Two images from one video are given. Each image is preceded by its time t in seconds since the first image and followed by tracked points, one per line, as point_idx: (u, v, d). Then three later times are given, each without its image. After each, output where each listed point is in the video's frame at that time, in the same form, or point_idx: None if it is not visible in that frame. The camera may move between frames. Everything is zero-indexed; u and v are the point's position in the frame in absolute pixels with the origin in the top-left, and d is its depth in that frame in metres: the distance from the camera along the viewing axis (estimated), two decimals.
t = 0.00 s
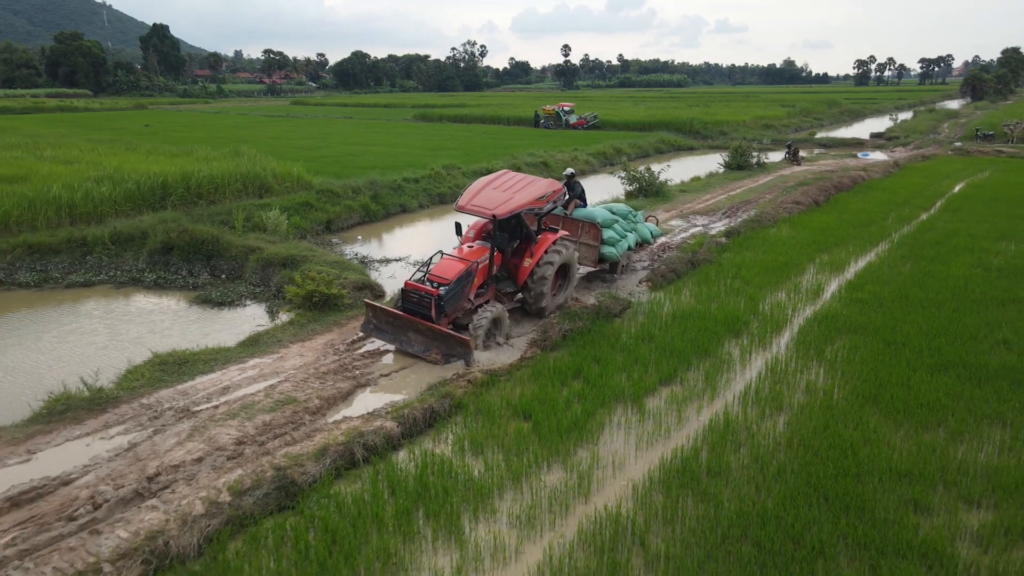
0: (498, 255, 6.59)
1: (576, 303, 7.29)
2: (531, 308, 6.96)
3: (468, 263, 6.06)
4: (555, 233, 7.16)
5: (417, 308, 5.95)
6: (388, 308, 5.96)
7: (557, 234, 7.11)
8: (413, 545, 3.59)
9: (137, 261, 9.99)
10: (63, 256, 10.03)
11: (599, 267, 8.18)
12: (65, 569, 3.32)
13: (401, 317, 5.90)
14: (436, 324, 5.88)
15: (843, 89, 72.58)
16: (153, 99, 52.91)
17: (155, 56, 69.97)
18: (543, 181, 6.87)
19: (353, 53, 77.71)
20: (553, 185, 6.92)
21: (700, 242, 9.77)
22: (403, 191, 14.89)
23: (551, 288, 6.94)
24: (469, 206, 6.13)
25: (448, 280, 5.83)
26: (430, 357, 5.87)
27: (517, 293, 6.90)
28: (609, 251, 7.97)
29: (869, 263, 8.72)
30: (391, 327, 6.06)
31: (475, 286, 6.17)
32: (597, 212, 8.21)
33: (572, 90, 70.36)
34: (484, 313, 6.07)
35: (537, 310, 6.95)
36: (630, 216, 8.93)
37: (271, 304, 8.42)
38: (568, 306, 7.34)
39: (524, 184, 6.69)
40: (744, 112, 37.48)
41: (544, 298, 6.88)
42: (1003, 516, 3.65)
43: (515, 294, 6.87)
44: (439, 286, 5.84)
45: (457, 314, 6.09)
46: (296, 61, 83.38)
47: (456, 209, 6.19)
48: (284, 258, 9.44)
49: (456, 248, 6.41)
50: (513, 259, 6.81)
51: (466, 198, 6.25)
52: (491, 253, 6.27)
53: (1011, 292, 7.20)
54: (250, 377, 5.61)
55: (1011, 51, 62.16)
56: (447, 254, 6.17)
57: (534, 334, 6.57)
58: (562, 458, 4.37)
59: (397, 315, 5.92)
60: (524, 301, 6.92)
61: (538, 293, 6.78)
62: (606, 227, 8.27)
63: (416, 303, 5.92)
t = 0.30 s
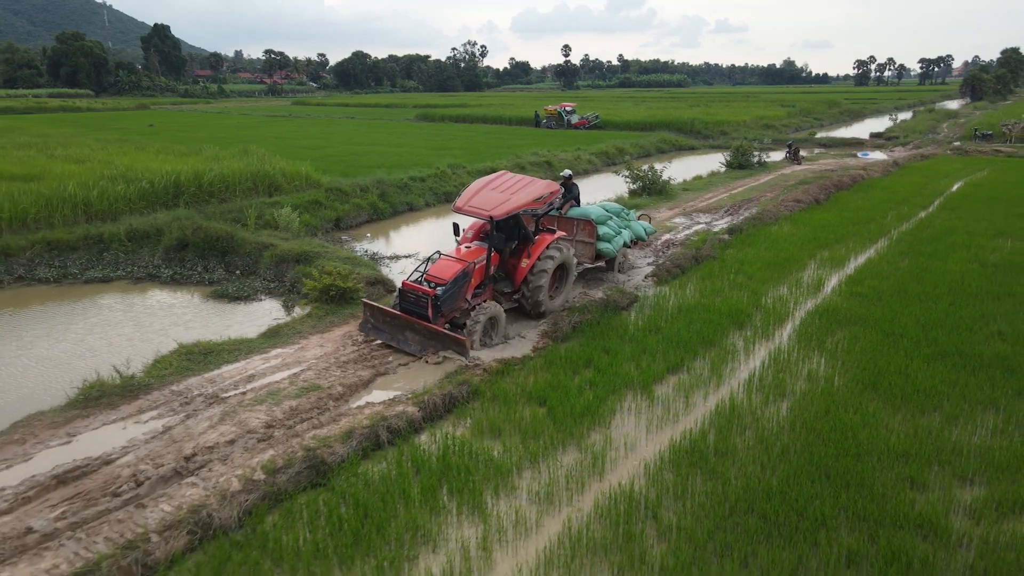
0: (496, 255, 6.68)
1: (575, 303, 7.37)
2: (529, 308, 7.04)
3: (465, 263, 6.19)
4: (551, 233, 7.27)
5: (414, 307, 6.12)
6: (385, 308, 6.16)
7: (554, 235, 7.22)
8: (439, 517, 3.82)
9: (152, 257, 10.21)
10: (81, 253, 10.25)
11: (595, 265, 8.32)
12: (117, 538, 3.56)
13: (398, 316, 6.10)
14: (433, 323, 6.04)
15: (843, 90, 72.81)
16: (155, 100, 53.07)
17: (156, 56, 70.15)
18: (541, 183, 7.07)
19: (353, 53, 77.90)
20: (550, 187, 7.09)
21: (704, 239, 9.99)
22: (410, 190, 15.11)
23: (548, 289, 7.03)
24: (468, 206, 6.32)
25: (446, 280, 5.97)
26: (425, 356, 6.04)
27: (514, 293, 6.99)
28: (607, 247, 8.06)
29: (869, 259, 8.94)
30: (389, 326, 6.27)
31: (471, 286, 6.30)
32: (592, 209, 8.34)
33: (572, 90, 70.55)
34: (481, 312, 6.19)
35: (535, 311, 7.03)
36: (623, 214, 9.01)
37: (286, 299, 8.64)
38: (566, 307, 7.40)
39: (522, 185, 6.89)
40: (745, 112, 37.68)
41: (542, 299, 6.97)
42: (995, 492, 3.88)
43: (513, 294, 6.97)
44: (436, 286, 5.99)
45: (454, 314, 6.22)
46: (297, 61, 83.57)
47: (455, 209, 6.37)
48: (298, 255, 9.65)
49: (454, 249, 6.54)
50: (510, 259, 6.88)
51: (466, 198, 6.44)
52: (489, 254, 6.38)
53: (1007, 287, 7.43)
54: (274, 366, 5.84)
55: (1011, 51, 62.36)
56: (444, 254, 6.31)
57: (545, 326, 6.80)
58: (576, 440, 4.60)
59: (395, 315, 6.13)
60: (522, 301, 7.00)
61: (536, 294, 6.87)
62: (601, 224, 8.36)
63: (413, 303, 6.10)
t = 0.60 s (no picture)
0: (503, 255, 6.75)
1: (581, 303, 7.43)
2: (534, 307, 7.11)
3: (472, 262, 6.23)
4: (558, 235, 7.34)
5: (422, 304, 6.12)
6: (393, 305, 6.15)
7: (560, 236, 7.29)
8: (475, 493, 4.03)
9: (172, 253, 10.42)
10: (102, 249, 10.46)
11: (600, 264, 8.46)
12: (173, 512, 3.78)
13: (406, 313, 6.08)
14: (441, 321, 6.02)
15: (844, 90, 73.07)
16: (158, 100, 53.27)
17: (158, 56, 70.34)
18: (549, 185, 7.15)
19: (355, 53, 78.14)
20: (559, 189, 7.18)
21: (713, 236, 10.18)
22: (420, 188, 15.31)
23: (554, 289, 7.10)
24: (476, 205, 6.40)
25: (453, 277, 5.99)
26: (433, 353, 6.01)
27: (521, 293, 7.07)
28: (611, 246, 8.16)
29: (874, 254, 9.15)
30: (396, 324, 6.24)
31: (479, 285, 6.33)
32: (595, 210, 8.49)
33: (574, 90, 70.79)
34: (487, 310, 6.26)
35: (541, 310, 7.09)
36: (627, 213, 9.21)
37: (306, 293, 8.85)
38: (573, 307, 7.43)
39: (531, 186, 6.96)
40: (747, 111, 37.90)
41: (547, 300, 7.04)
42: (1002, 470, 4.09)
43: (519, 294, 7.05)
44: (444, 284, 6.00)
45: (461, 312, 6.23)
46: (298, 61, 83.80)
47: (463, 209, 6.46)
48: (315, 250, 9.84)
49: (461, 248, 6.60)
50: (517, 260, 6.98)
51: (474, 198, 6.52)
52: (497, 253, 6.46)
53: (1010, 280, 7.64)
54: (304, 355, 6.04)
55: (1010, 52, 62.60)
56: (452, 253, 6.36)
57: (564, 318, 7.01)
58: (601, 424, 4.81)
59: (403, 311, 6.10)
60: (528, 301, 7.08)
61: (542, 293, 6.93)
62: (604, 224, 8.52)
63: (422, 300, 6.10)
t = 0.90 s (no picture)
0: (520, 255, 6.88)
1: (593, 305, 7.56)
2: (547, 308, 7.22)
3: (491, 259, 6.36)
4: (574, 239, 7.46)
5: (440, 297, 6.22)
6: (411, 297, 6.22)
7: (576, 240, 7.41)
8: (520, 473, 4.23)
9: (195, 249, 10.60)
10: (126, 245, 10.64)
11: (613, 267, 8.64)
12: (236, 490, 3.98)
13: (424, 306, 6.17)
14: (458, 315, 6.13)
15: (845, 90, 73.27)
16: (162, 100, 53.43)
17: (160, 56, 70.46)
18: (568, 188, 7.30)
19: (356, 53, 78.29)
20: (577, 194, 7.31)
21: (726, 233, 10.36)
22: (432, 186, 15.50)
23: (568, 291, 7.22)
24: (496, 204, 6.58)
25: (473, 273, 6.12)
26: (449, 347, 6.11)
27: (535, 293, 7.19)
28: (623, 251, 8.30)
29: (886, 250, 9.35)
30: (412, 316, 6.32)
31: (495, 283, 6.45)
32: (609, 214, 8.65)
33: (576, 90, 71.00)
34: (504, 306, 6.27)
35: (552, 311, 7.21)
36: (642, 213, 9.32)
37: (330, 289, 9.04)
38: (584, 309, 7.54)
39: (550, 188, 7.12)
40: (750, 112, 38.08)
41: (559, 301, 7.14)
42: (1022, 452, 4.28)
43: (533, 295, 7.16)
44: (463, 280, 6.13)
45: (478, 308, 6.33)
46: (300, 61, 83.94)
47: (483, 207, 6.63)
48: (337, 247, 10.02)
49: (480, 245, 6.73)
50: (532, 261, 7.10)
51: (495, 196, 6.70)
52: (513, 253, 6.60)
53: (1020, 275, 7.84)
54: (339, 346, 6.24)
55: (1011, 52, 62.80)
56: (470, 250, 6.48)
57: (588, 311, 7.22)
58: (634, 410, 5.01)
59: (420, 304, 6.20)
60: (541, 302, 7.19)
61: (556, 295, 7.05)
62: (618, 228, 8.68)
63: (440, 293, 6.21)
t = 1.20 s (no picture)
0: (541, 255, 6.98)
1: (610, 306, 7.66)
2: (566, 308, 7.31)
3: (515, 256, 6.46)
4: (592, 241, 7.56)
5: (465, 292, 6.30)
6: (437, 291, 6.29)
7: (594, 242, 7.52)
8: (566, 456, 4.40)
9: (219, 247, 10.79)
10: (152, 243, 10.81)
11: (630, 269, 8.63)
12: (297, 472, 4.16)
13: (449, 300, 6.23)
14: (483, 309, 6.19)
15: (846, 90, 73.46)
16: (165, 100, 53.60)
17: (162, 56, 70.56)
18: (589, 190, 7.42)
19: (358, 53, 78.41)
20: (597, 196, 7.44)
21: (742, 230, 10.51)
22: (446, 185, 15.67)
23: (586, 292, 7.33)
24: (519, 203, 6.73)
25: (499, 268, 6.20)
26: (475, 340, 6.16)
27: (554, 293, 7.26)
28: (639, 255, 8.25)
29: (900, 247, 9.53)
30: (437, 311, 6.38)
31: (518, 280, 6.54)
32: (626, 217, 8.52)
33: (578, 90, 71.15)
34: (527, 305, 6.35)
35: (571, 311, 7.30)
36: (660, 211, 9.20)
37: (356, 285, 9.22)
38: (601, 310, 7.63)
39: (571, 189, 7.26)
40: (754, 112, 38.25)
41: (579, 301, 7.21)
42: None
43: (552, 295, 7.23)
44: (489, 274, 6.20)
45: (501, 304, 6.40)
46: (301, 61, 84.05)
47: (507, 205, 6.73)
48: (360, 243, 10.17)
49: (503, 243, 6.83)
50: (553, 262, 7.19)
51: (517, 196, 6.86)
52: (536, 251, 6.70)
53: None
54: (376, 338, 6.42)
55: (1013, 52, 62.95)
56: (495, 246, 6.57)
57: (615, 306, 7.42)
58: (669, 398, 5.19)
59: (446, 298, 6.26)
60: (559, 302, 7.29)
61: (575, 296, 7.15)
62: (635, 231, 8.58)
63: (465, 287, 6.28)
